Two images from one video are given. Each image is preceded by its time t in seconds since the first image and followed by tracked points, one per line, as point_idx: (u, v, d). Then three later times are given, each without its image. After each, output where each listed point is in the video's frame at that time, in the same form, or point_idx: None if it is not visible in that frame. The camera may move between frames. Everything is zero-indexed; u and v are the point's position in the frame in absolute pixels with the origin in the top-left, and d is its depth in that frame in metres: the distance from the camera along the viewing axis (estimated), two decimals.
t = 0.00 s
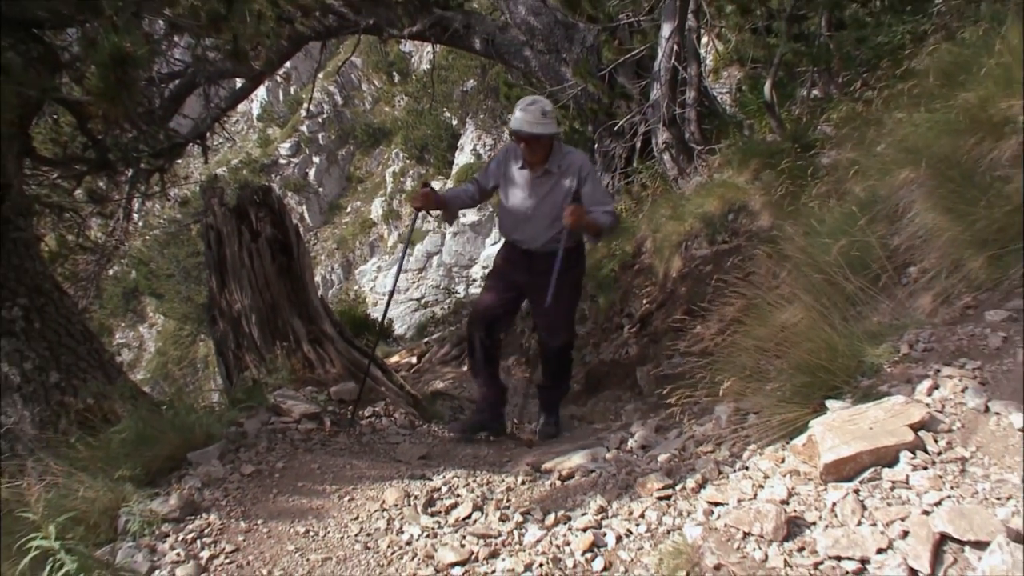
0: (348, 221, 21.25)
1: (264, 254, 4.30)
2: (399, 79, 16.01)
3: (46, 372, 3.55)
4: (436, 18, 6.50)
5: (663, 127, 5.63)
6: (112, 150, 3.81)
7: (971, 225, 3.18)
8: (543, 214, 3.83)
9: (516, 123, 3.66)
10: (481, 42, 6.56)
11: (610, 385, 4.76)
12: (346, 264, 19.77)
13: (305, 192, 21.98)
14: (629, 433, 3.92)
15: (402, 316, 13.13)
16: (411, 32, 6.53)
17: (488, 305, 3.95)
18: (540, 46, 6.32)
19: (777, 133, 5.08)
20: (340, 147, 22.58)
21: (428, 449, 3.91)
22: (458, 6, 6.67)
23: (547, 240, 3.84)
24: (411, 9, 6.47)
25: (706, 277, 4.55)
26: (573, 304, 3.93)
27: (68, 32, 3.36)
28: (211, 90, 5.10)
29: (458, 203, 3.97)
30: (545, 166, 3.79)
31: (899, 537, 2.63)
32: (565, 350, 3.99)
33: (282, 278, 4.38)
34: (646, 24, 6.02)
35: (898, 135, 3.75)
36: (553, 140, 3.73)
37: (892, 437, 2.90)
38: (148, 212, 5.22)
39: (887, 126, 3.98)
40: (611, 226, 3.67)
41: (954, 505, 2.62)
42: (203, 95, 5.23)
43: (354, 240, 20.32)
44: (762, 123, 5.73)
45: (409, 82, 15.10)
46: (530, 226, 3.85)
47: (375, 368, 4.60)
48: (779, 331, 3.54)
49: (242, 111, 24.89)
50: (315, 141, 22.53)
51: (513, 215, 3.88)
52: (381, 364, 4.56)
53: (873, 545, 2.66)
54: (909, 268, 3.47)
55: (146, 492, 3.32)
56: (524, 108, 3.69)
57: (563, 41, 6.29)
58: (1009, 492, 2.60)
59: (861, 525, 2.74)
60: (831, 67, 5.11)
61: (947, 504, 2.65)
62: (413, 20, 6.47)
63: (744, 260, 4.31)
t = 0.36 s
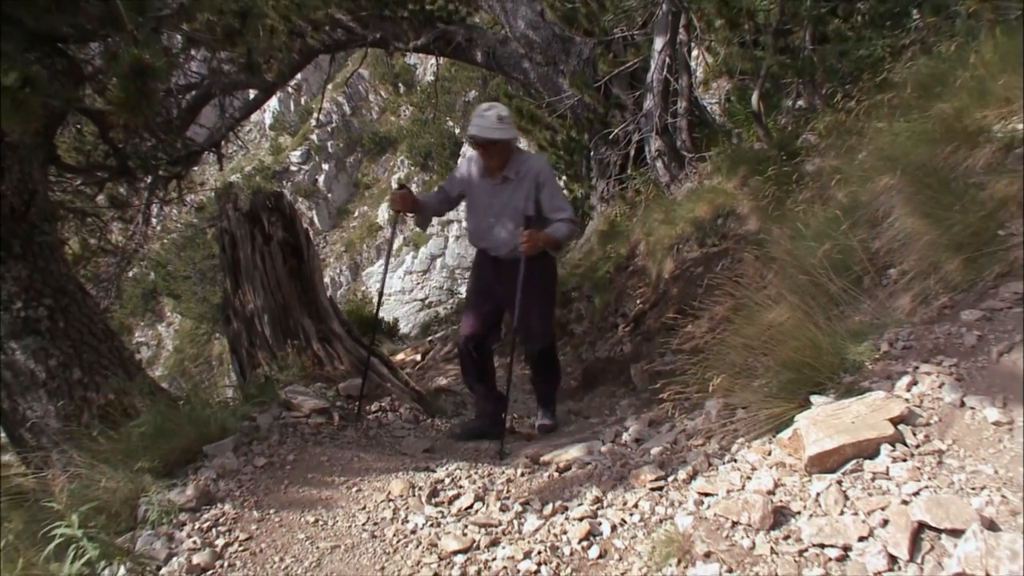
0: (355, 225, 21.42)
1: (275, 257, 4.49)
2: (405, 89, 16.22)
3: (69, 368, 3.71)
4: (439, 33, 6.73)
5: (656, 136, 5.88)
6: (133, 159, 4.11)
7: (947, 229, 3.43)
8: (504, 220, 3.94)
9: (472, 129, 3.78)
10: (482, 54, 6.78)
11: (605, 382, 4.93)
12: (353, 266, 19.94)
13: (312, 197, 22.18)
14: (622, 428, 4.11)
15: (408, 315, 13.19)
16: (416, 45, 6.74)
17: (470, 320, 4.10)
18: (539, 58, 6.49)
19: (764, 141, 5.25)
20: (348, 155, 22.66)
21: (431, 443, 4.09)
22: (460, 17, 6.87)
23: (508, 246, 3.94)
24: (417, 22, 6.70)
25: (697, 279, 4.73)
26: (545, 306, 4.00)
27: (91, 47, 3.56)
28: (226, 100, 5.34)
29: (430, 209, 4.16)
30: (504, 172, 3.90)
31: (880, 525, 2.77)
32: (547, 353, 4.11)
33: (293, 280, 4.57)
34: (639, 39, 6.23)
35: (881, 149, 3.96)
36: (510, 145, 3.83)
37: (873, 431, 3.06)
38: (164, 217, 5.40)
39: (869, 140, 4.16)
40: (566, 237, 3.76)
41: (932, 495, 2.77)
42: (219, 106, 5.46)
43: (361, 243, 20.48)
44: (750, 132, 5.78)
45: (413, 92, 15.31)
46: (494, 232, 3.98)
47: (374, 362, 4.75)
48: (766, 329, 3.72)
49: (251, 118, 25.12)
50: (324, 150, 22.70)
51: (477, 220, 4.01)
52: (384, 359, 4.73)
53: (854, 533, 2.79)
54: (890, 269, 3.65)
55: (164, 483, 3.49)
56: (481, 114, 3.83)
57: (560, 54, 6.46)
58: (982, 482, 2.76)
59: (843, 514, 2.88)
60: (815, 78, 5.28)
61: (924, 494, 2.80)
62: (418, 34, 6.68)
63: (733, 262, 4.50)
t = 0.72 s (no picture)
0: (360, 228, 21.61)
1: (287, 259, 4.67)
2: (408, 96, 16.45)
3: (92, 365, 3.92)
4: (442, 46, 6.95)
5: (649, 144, 6.08)
6: (152, 166, 4.32)
7: (925, 233, 3.62)
8: (479, 216, 4.11)
9: (442, 127, 3.93)
10: (483, 66, 6.99)
11: (602, 378, 5.11)
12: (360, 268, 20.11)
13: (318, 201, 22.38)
14: (617, 422, 4.31)
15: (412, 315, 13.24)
16: (421, 57, 6.97)
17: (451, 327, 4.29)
18: (537, 70, 6.71)
19: (752, 148, 5.44)
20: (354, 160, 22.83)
21: (434, 437, 4.30)
22: (462, 29, 7.07)
23: (483, 243, 4.13)
24: (422, 35, 6.89)
25: (688, 280, 4.91)
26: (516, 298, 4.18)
27: (112, 60, 3.78)
28: (240, 110, 5.58)
29: (405, 213, 4.30)
30: (475, 168, 4.07)
31: (861, 514, 2.91)
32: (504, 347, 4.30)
33: (304, 281, 4.76)
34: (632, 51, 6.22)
35: (864, 157, 4.16)
36: (479, 142, 4.00)
37: (856, 425, 3.20)
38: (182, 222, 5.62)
39: (852, 149, 4.36)
40: (541, 233, 3.92)
41: (911, 485, 2.92)
42: (233, 116, 5.71)
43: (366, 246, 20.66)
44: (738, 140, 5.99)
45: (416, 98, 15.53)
46: (469, 229, 4.15)
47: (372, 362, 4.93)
48: (754, 329, 3.89)
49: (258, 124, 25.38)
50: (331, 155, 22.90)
51: (452, 218, 4.19)
52: (391, 357, 4.93)
53: (837, 522, 2.94)
54: (870, 271, 3.83)
55: (182, 474, 3.68)
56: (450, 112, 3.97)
57: (557, 66, 6.64)
58: (958, 473, 2.91)
59: (827, 504, 3.02)
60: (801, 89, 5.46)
61: (903, 485, 2.94)
62: (422, 46, 6.89)
63: (722, 264, 4.69)
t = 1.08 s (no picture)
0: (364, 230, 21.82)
1: (297, 261, 4.86)
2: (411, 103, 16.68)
3: (113, 362, 4.11)
4: (446, 58, 7.13)
5: (643, 151, 6.22)
6: (171, 173, 4.45)
7: (904, 237, 3.82)
8: (457, 225, 4.25)
9: (421, 138, 4.00)
10: (484, 77, 7.21)
11: (597, 375, 5.31)
12: (367, 269, 20.29)
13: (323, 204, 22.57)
14: (613, 416, 4.51)
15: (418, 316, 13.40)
16: (425, 69, 7.18)
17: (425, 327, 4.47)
18: (536, 81, 6.94)
19: (740, 156, 5.64)
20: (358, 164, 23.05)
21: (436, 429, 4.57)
22: (464, 42, 7.28)
23: (461, 251, 4.28)
24: (426, 48, 7.08)
25: (680, 282, 5.11)
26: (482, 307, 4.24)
27: (133, 72, 3.99)
28: (253, 119, 5.82)
29: (384, 226, 4.38)
30: (453, 179, 4.17)
31: (843, 504, 3.10)
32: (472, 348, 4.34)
33: (314, 283, 4.93)
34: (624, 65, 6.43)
35: (846, 165, 4.37)
36: (458, 153, 4.09)
37: (838, 419, 3.38)
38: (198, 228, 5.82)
39: (835, 158, 4.56)
40: (524, 243, 4.10)
41: (891, 476, 3.10)
42: (246, 125, 5.94)
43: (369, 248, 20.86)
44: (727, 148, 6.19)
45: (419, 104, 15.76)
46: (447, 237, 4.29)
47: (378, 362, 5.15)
48: (742, 328, 4.08)
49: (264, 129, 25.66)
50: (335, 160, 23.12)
51: (430, 227, 4.32)
52: (396, 354, 5.13)
53: (821, 511, 3.12)
54: (853, 273, 4.02)
55: (198, 465, 3.87)
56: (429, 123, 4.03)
57: (556, 78, 6.85)
58: (935, 464, 3.09)
59: (811, 494, 3.20)
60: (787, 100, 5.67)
61: (883, 476, 3.13)
62: (426, 59, 7.10)
63: (713, 266, 4.89)
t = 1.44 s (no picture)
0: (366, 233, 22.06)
1: (307, 263, 5.10)
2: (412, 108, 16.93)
3: (134, 359, 4.32)
4: (449, 71, 7.32)
5: (636, 158, 6.43)
6: (188, 180, 4.67)
7: (883, 240, 4.03)
8: (444, 218, 4.29)
9: (410, 129, 4.08)
10: (486, 89, 7.45)
11: (593, 371, 5.52)
12: (370, 271, 20.48)
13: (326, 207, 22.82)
14: (607, 411, 4.72)
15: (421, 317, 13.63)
16: (429, 81, 7.39)
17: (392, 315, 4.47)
18: (535, 92, 7.13)
19: (729, 163, 5.85)
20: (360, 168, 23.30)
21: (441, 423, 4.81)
22: (465, 55, 7.50)
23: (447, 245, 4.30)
24: (429, 62, 7.24)
25: (671, 283, 5.33)
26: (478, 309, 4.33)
27: (152, 85, 4.21)
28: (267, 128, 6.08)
29: (383, 226, 4.49)
30: (440, 171, 4.25)
31: (827, 494, 3.24)
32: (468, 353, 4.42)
33: (323, 284, 5.17)
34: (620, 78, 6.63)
35: (828, 173, 4.60)
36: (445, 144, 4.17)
37: (822, 413, 3.54)
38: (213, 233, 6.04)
39: (818, 167, 4.78)
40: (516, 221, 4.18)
41: (870, 467, 3.26)
42: (260, 134, 6.20)
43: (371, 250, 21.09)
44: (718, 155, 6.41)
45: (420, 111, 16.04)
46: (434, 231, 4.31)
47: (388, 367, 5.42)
48: (731, 326, 4.30)
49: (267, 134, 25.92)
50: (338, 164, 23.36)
51: (417, 222, 4.37)
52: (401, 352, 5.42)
53: (805, 501, 3.26)
54: (835, 275, 4.23)
55: (214, 457, 4.07)
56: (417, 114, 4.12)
57: (554, 89, 7.05)
58: (912, 456, 3.24)
59: (796, 484, 3.36)
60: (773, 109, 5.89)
61: (864, 467, 3.29)
62: (430, 71, 7.24)
63: (703, 268, 5.11)
